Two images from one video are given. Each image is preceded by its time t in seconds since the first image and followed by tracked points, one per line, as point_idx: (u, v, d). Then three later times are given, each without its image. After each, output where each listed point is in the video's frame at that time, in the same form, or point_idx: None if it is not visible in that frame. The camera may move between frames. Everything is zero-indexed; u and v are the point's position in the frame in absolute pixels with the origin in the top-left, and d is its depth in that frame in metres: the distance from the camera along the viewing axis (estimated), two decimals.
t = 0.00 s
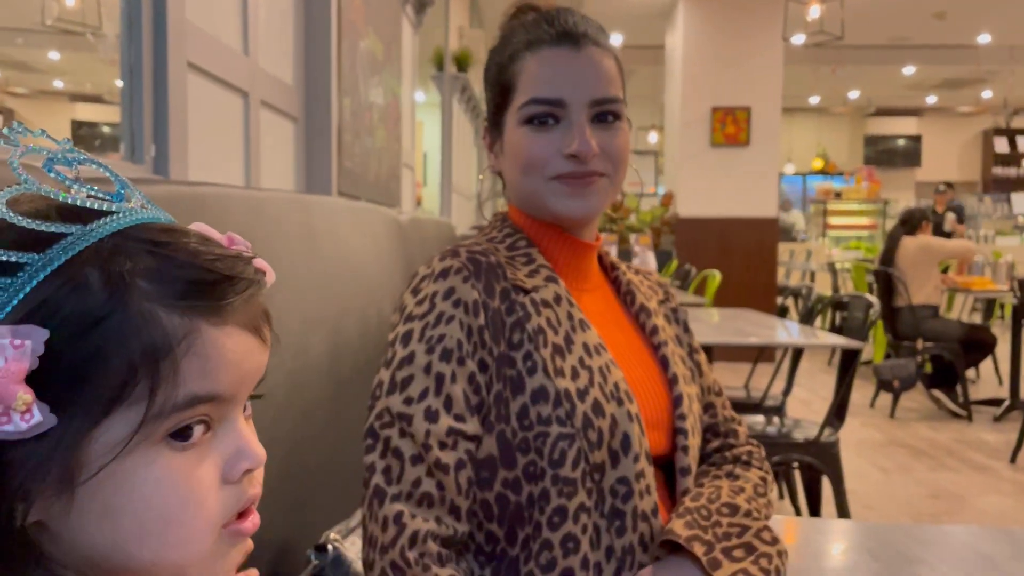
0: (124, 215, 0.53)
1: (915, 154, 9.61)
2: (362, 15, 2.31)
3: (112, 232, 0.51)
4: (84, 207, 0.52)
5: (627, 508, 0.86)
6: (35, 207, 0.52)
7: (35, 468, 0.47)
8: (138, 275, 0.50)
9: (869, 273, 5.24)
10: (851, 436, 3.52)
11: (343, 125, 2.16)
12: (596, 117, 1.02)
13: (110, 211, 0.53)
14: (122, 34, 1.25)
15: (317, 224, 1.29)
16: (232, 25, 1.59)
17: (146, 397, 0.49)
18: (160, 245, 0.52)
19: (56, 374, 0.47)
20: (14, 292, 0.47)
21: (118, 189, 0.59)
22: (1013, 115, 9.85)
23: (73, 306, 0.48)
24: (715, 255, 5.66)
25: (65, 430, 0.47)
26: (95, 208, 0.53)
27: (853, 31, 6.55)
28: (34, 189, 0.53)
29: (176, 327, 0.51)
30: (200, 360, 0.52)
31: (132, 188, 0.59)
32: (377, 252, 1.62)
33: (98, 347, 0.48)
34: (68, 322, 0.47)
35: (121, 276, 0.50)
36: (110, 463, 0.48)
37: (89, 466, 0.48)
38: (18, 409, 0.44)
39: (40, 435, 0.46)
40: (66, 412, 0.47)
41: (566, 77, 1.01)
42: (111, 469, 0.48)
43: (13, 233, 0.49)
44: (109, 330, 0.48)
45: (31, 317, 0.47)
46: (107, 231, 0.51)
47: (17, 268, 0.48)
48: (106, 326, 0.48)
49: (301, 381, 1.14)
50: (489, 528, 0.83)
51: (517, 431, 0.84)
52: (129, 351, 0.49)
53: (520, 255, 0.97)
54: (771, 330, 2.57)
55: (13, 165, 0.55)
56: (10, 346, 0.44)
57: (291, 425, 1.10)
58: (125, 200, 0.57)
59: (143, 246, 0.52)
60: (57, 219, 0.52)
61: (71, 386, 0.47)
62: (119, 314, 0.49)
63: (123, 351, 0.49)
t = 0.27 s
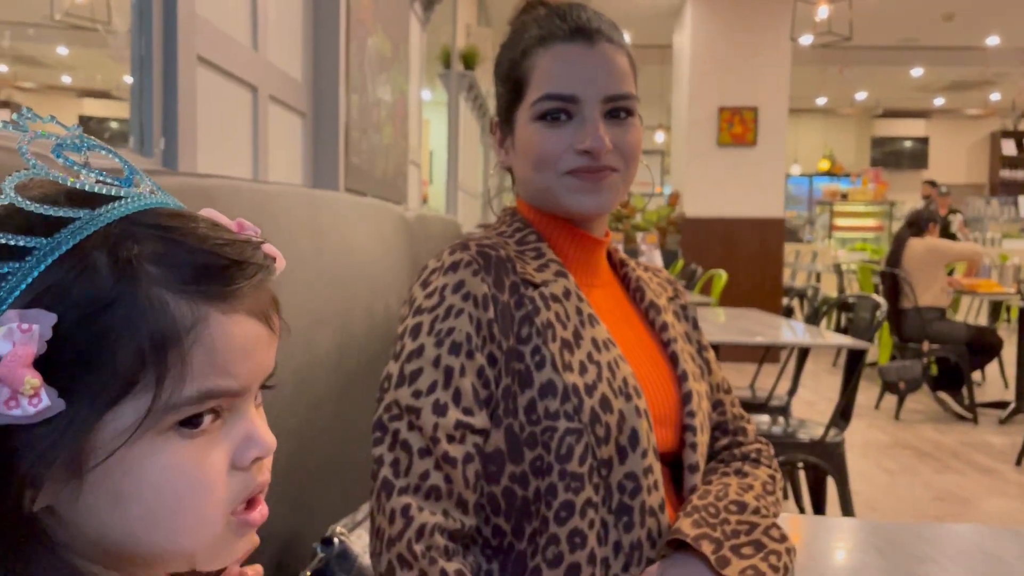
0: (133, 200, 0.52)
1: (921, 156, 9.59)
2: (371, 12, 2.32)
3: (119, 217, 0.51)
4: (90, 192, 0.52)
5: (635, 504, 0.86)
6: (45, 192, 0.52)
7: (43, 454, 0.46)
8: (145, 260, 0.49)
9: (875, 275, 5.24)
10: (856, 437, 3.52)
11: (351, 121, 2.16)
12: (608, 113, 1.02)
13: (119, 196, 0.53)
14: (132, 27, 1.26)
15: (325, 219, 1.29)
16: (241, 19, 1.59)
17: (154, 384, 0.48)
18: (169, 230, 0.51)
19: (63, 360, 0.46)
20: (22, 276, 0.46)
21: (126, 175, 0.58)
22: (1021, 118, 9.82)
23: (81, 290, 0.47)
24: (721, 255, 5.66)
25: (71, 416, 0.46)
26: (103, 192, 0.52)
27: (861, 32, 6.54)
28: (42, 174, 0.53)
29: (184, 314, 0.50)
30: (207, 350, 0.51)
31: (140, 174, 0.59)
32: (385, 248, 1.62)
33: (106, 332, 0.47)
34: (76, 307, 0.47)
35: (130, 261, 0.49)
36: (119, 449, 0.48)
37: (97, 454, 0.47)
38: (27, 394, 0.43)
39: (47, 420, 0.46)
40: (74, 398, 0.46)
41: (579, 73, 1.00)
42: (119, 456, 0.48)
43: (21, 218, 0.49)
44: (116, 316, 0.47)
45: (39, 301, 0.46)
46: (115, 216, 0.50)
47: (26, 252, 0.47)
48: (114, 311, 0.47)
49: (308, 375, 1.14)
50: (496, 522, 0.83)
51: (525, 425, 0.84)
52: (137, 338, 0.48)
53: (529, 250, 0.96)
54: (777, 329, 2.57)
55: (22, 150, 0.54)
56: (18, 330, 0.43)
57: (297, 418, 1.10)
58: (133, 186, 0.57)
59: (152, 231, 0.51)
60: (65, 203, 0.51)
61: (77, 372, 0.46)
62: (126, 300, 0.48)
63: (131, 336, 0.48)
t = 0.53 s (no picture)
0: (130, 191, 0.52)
1: (927, 157, 9.56)
2: (377, 9, 2.32)
3: (117, 207, 0.50)
4: (87, 184, 0.52)
5: (636, 499, 0.86)
6: (43, 184, 0.51)
7: (41, 446, 0.46)
8: (143, 251, 0.49)
9: (879, 276, 5.23)
10: (859, 438, 3.52)
11: (356, 118, 2.16)
12: (613, 113, 1.02)
13: (116, 187, 0.53)
14: (140, 23, 1.26)
15: (330, 215, 1.29)
16: (248, 15, 1.59)
17: (152, 376, 0.48)
18: (167, 221, 0.51)
19: (62, 351, 0.46)
20: (19, 267, 0.46)
21: (123, 166, 0.58)
22: None
23: (77, 282, 0.47)
24: (725, 255, 5.65)
25: (70, 409, 0.46)
26: (100, 183, 0.52)
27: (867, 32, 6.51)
28: (39, 164, 0.52)
29: (184, 306, 0.50)
30: (207, 343, 0.50)
31: (138, 165, 0.59)
32: (389, 245, 1.62)
33: (104, 324, 0.47)
34: (75, 299, 0.46)
35: (127, 252, 0.49)
36: (118, 440, 0.47)
37: (95, 446, 0.47)
38: (24, 385, 0.42)
39: (45, 412, 0.45)
40: (71, 390, 0.46)
41: (585, 72, 1.00)
42: (118, 447, 0.47)
43: (18, 209, 0.49)
44: (115, 306, 0.47)
45: (37, 292, 0.46)
46: (112, 207, 0.50)
47: (23, 244, 0.47)
48: (112, 301, 0.47)
49: (312, 372, 1.14)
50: (494, 518, 0.83)
51: (523, 421, 0.85)
52: (135, 328, 0.48)
53: (528, 245, 0.96)
54: (781, 329, 2.57)
55: (20, 141, 0.54)
56: (14, 322, 0.43)
57: (301, 414, 1.10)
58: (131, 176, 0.57)
59: (149, 221, 0.51)
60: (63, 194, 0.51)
61: (75, 365, 0.46)
62: (124, 289, 0.48)
63: (128, 327, 0.48)
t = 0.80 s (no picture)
0: (128, 184, 0.52)
1: (931, 158, 9.56)
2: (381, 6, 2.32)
3: (114, 201, 0.50)
4: (84, 176, 0.51)
5: (619, 480, 0.85)
6: (40, 176, 0.51)
7: (36, 441, 0.45)
8: (142, 246, 0.49)
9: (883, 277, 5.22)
10: (861, 440, 3.51)
11: (360, 115, 2.16)
12: (590, 112, 1.05)
13: (114, 179, 0.52)
14: (144, 18, 1.26)
15: (333, 211, 1.29)
16: (252, 11, 1.59)
17: (150, 369, 0.48)
18: (165, 215, 0.51)
19: (58, 348, 0.45)
20: (16, 259, 0.45)
21: (121, 159, 0.57)
22: None
23: (75, 277, 0.46)
24: (728, 255, 5.64)
25: (69, 404, 0.45)
26: (98, 175, 0.51)
27: (872, 33, 6.51)
28: (36, 156, 0.52)
29: (182, 303, 0.50)
30: (205, 338, 0.50)
31: (137, 157, 0.58)
32: (391, 242, 1.62)
33: (102, 319, 0.46)
34: (71, 294, 0.46)
35: (125, 247, 0.48)
36: (114, 436, 0.47)
37: (92, 440, 0.46)
38: (19, 380, 0.42)
39: (41, 408, 0.45)
40: (69, 386, 0.45)
41: (566, 71, 1.03)
42: (114, 443, 0.47)
43: (14, 202, 0.48)
44: (112, 300, 0.47)
45: (30, 287, 0.45)
46: (110, 200, 0.49)
47: (19, 237, 0.46)
48: (111, 295, 0.47)
49: (314, 368, 1.14)
50: (471, 513, 0.85)
51: (493, 414, 0.86)
52: (131, 323, 0.47)
53: (494, 241, 0.98)
54: (783, 329, 2.56)
55: (16, 131, 0.53)
56: (10, 316, 0.42)
57: (302, 409, 1.10)
58: (129, 169, 0.56)
59: (146, 215, 0.50)
60: (60, 187, 0.50)
61: (71, 360, 0.45)
62: (123, 284, 0.47)
63: (125, 323, 0.47)
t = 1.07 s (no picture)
0: (143, 182, 0.51)
1: (935, 160, 9.54)
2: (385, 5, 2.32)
3: (129, 199, 0.49)
4: (102, 174, 0.51)
5: (602, 469, 0.85)
6: (57, 172, 0.50)
7: (43, 436, 0.45)
8: (155, 243, 0.48)
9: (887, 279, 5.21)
10: (864, 442, 3.50)
11: (364, 113, 2.17)
12: (552, 113, 1.06)
13: (130, 178, 0.52)
14: (149, 16, 1.26)
15: (336, 209, 1.29)
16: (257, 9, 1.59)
17: (157, 369, 0.47)
18: (181, 213, 0.50)
19: (69, 344, 0.45)
20: (29, 256, 0.45)
21: (138, 158, 0.57)
22: None
23: (88, 273, 0.46)
24: (731, 256, 5.63)
25: (76, 398, 0.45)
26: (114, 173, 0.51)
27: (877, 34, 6.50)
28: (54, 152, 0.51)
29: (193, 301, 0.49)
30: (215, 335, 0.50)
31: (154, 158, 0.58)
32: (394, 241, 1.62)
33: (111, 317, 0.46)
34: (83, 289, 0.45)
35: (139, 244, 0.48)
36: (121, 434, 0.46)
37: (99, 436, 0.46)
38: (29, 373, 0.41)
39: (49, 403, 0.44)
40: (77, 379, 0.45)
41: (526, 73, 1.03)
42: (119, 442, 0.46)
43: (29, 197, 0.47)
44: (124, 297, 0.46)
45: (45, 281, 0.45)
46: (126, 198, 0.49)
47: (34, 232, 0.46)
48: (124, 292, 0.46)
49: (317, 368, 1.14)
50: (443, 509, 0.85)
51: (468, 416, 0.86)
52: (142, 320, 0.47)
53: (464, 241, 0.98)
54: (786, 330, 2.56)
55: (35, 127, 0.53)
56: (22, 310, 0.42)
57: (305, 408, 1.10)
58: (146, 168, 0.56)
59: (161, 214, 0.50)
60: (77, 184, 0.50)
61: (82, 355, 0.45)
62: (135, 281, 0.47)
63: (136, 320, 0.46)
